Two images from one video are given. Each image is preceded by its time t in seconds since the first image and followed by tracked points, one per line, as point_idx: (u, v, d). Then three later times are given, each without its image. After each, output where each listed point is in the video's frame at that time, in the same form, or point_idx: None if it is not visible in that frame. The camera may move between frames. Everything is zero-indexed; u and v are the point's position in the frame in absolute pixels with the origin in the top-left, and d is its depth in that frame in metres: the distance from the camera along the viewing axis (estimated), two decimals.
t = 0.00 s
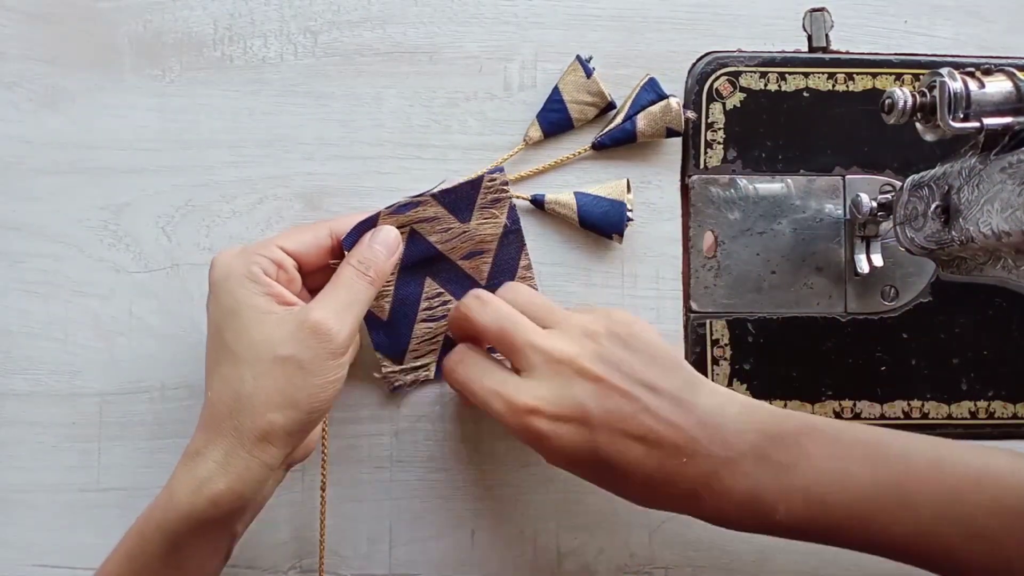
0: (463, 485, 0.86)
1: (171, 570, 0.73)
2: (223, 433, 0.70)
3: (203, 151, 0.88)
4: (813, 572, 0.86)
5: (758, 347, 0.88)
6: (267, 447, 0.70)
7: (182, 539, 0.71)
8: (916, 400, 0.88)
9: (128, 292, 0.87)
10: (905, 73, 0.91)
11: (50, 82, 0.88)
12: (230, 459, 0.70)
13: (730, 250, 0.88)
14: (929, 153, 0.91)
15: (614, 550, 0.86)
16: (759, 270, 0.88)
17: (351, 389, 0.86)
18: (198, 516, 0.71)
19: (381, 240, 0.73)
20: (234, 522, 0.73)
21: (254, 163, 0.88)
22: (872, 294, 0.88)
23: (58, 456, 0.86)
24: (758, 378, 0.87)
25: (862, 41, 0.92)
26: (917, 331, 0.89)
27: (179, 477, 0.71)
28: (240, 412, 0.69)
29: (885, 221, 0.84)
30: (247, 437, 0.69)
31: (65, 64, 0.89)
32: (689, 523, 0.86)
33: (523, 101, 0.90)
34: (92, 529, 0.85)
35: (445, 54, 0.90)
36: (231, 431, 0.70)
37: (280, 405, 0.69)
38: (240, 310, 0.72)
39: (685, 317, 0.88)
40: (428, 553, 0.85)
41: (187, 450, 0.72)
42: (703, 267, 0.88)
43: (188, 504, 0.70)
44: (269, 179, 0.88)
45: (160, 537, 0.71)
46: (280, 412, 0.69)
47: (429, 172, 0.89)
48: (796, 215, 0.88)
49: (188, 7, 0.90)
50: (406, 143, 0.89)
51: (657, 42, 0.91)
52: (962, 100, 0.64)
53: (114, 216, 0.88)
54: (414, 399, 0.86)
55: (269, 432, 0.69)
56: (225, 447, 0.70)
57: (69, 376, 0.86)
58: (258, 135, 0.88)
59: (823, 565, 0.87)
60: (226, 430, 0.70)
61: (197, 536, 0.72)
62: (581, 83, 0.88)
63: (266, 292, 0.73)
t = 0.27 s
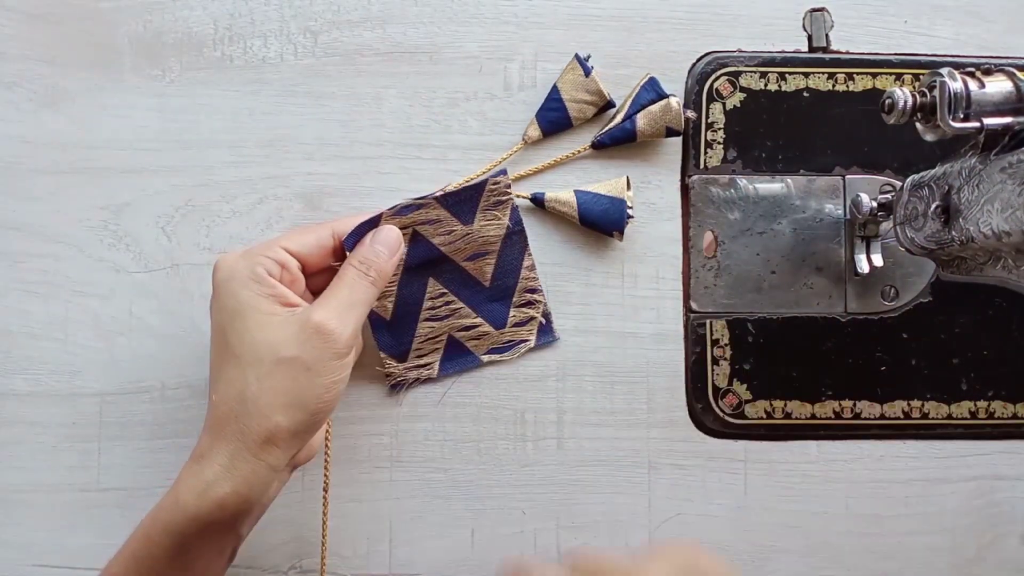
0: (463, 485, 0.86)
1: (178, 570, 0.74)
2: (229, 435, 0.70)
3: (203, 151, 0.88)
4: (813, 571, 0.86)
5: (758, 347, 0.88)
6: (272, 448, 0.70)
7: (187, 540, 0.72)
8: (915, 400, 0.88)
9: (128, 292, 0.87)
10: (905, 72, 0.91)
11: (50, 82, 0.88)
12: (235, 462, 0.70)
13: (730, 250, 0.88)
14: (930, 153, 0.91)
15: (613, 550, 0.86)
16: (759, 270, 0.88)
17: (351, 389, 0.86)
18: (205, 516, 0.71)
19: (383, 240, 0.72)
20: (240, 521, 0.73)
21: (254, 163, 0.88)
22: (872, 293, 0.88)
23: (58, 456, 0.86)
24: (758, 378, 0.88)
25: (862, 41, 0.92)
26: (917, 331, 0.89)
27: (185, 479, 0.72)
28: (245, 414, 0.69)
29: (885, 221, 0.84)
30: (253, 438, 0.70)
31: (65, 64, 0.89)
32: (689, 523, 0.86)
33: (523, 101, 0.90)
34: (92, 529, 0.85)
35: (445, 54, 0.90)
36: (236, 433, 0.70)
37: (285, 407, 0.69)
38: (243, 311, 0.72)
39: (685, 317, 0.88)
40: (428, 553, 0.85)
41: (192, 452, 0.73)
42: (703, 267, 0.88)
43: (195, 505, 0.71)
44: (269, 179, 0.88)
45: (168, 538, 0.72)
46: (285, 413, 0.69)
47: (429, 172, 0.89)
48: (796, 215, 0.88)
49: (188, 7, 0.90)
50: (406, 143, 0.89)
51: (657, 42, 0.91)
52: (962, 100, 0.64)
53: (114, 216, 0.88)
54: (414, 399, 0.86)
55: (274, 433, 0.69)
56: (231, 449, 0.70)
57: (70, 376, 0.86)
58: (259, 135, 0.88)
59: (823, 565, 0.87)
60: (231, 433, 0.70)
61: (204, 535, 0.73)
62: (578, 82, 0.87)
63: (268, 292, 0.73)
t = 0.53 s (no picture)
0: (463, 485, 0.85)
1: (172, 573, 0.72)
2: (223, 434, 0.69)
3: (203, 151, 0.88)
4: (814, 571, 0.86)
5: (758, 347, 0.88)
6: (267, 447, 0.69)
7: (182, 541, 0.71)
8: (916, 400, 0.88)
9: (128, 292, 0.87)
10: (904, 72, 0.91)
11: (50, 82, 0.88)
12: (230, 460, 0.69)
13: (730, 250, 0.88)
14: (930, 153, 0.91)
15: (613, 550, 0.86)
16: (759, 270, 0.88)
17: (352, 389, 0.86)
18: (198, 518, 0.70)
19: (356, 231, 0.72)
20: (235, 523, 0.72)
21: (254, 163, 0.88)
22: (872, 293, 0.88)
23: (58, 456, 0.86)
24: (758, 378, 0.87)
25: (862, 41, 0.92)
26: (917, 331, 0.89)
27: (180, 478, 0.71)
28: (240, 412, 0.69)
29: (885, 221, 0.84)
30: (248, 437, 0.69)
31: (65, 64, 0.89)
32: (689, 523, 0.86)
33: (524, 101, 0.90)
34: (92, 529, 0.85)
35: (445, 54, 0.90)
36: (231, 432, 0.69)
37: (282, 404, 0.68)
38: (239, 305, 0.71)
39: (685, 317, 0.88)
40: (428, 554, 0.85)
41: (188, 453, 0.72)
42: (703, 267, 0.88)
43: (188, 506, 0.69)
44: (269, 179, 0.88)
45: (161, 540, 0.71)
46: (279, 411, 0.68)
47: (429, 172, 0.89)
48: (796, 215, 0.88)
49: (188, 7, 0.90)
50: (406, 143, 0.89)
51: (657, 42, 0.91)
52: (962, 100, 0.64)
53: (114, 216, 0.88)
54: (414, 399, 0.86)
55: (269, 431, 0.68)
56: (225, 448, 0.69)
57: (70, 376, 0.86)
58: (259, 135, 0.88)
59: (823, 565, 0.87)
60: (228, 429, 0.69)
61: (197, 539, 0.71)
62: (570, 82, 0.87)
63: (262, 283, 0.72)
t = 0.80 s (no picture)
0: (463, 485, 0.85)
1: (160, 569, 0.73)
2: (211, 426, 0.69)
3: (203, 151, 0.88)
4: (814, 571, 0.86)
5: (758, 347, 0.87)
6: (253, 441, 0.69)
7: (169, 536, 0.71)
8: (916, 400, 0.88)
9: (128, 292, 0.87)
10: (904, 72, 0.90)
11: (50, 82, 0.88)
12: (215, 454, 0.69)
13: (730, 250, 0.88)
14: (930, 153, 0.91)
15: (613, 550, 0.86)
16: (759, 270, 0.88)
17: (352, 390, 0.86)
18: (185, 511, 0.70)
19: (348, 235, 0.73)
20: (223, 517, 0.72)
21: (254, 163, 0.88)
22: (872, 293, 0.88)
23: (58, 456, 0.86)
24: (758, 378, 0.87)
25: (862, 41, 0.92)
26: (917, 331, 0.89)
27: (168, 473, 0.71)
28: (228, 405, 0.69)
29: (885, 221, 0.84)
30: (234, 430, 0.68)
31: (65, 64, 0.89)
32: (688, 523, 0.86)
33: (524, 101, 0.90)
34: (92, 529, 0.85)
35: (445, 54, 0.90)
36: (219, 425, 0.69)
37: (266, 398, 0.68)
38: (230, 300, 0.71)
39: (685, 317, 0.88)
40: (428, 554, 0.85)
41: (178, 445, 0.72)
42: (703, 267, 0.88)
43: (176, 498, 0.70)
44: (269, 179, 0.88)
45: (151, 531, 0.71)
46: (264, 404, 0.68)
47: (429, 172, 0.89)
48: (796, 215, 0.88)
49: (188, 7, 0.90)
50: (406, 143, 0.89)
51: (657, 42, 0.91)
52: (962, 100, 0.64)
53: (114, 216, 0.88)
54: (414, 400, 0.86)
55: (256, 425, 0.68)
56: (213, 440, 0.69)
57: (69, 376, 0.86)
58: (259, 135, 0.88)
59: (823, 565, 0.87)
60: (215, 424, 0.69)
61: (182, 534, 0.71)
62: (565, 84, 0.87)
63: (258, 280, 0.72)
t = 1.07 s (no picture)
0: (463, 485, 0.86)
1: None
2: (235, 448, 0.70)
3: (203, 151, 0.88)
4: (813, 571, 0.86)
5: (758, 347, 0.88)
6: (280, 466, 0.71)
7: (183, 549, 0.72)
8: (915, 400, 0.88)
9: (128, 292, 0.87)
10: (904, 72, 0.90)
11: (51, 82, 0.88)
12: (238, 474, 0.70)
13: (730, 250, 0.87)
14: (930, 153, 0.91)
15: (613, 550, 0.86)
16: (759, 270, 0.87)
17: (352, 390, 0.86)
18: (205, 527, 0.71)
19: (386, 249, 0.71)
20: (237, 532, 0.74)
21: (254, 163, 0.88)
22: (872, 294, 0.88)
23: (58, 456, 0.86)
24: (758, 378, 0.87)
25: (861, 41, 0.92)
26: (917, 331, 0.89)
27: (184, 487, 0.72)
28: (253, 430, 0.70)
29: (885, 221, 0.84)
30: (261, 455, 0.70)
31: (65, 64, 0.89)
32: (688, 523, 0.86)
33: (523, 101, 0.90)
34: (92, 529, 0.85)
35: (445, 54, 0.90)
36: (245, 449, 0.70)
37: (289, 424, 0.69)
38: (258, 325, 0.72)
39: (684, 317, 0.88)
40: (429, 554, 0.85)
41: (193, 459, 0.72)
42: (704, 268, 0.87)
43: (196, 514, 0.71)
44: (269, 179, 0.88)
45: (162, 543, 0.71)
46: (292, 434, 0.69)
47: (429, 172, 0.89)
48: (796, 215, 0.88)
49: (188, 7, 0.90)
50: (406, 143, 0.89)
51: (657, 42, 0.91)
52: (962, 100, 0.64)
53: (114, 216, 0.88)
54: (414, 399, 0.86)
55: (282, 452, 0.70)
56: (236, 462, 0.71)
57: (69, 376, 0.86)
58: (259, 135, 0.88)
59: (823, 565, 0.86)
60: (236, 444, 0.70)
61: (200, 547, 0.72)
62: (563, 91, 0.87)
63: (288, 308, 0.72)
